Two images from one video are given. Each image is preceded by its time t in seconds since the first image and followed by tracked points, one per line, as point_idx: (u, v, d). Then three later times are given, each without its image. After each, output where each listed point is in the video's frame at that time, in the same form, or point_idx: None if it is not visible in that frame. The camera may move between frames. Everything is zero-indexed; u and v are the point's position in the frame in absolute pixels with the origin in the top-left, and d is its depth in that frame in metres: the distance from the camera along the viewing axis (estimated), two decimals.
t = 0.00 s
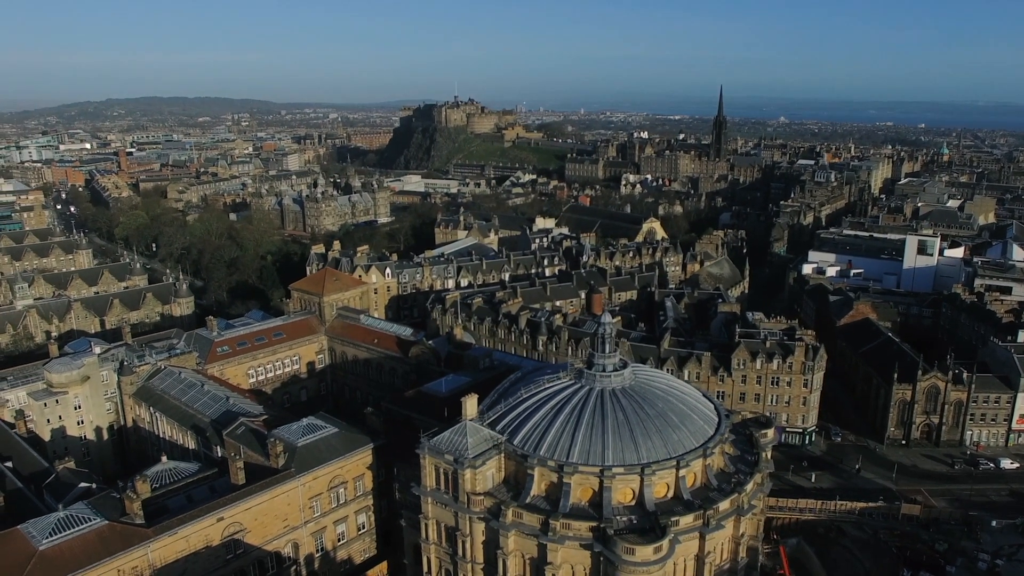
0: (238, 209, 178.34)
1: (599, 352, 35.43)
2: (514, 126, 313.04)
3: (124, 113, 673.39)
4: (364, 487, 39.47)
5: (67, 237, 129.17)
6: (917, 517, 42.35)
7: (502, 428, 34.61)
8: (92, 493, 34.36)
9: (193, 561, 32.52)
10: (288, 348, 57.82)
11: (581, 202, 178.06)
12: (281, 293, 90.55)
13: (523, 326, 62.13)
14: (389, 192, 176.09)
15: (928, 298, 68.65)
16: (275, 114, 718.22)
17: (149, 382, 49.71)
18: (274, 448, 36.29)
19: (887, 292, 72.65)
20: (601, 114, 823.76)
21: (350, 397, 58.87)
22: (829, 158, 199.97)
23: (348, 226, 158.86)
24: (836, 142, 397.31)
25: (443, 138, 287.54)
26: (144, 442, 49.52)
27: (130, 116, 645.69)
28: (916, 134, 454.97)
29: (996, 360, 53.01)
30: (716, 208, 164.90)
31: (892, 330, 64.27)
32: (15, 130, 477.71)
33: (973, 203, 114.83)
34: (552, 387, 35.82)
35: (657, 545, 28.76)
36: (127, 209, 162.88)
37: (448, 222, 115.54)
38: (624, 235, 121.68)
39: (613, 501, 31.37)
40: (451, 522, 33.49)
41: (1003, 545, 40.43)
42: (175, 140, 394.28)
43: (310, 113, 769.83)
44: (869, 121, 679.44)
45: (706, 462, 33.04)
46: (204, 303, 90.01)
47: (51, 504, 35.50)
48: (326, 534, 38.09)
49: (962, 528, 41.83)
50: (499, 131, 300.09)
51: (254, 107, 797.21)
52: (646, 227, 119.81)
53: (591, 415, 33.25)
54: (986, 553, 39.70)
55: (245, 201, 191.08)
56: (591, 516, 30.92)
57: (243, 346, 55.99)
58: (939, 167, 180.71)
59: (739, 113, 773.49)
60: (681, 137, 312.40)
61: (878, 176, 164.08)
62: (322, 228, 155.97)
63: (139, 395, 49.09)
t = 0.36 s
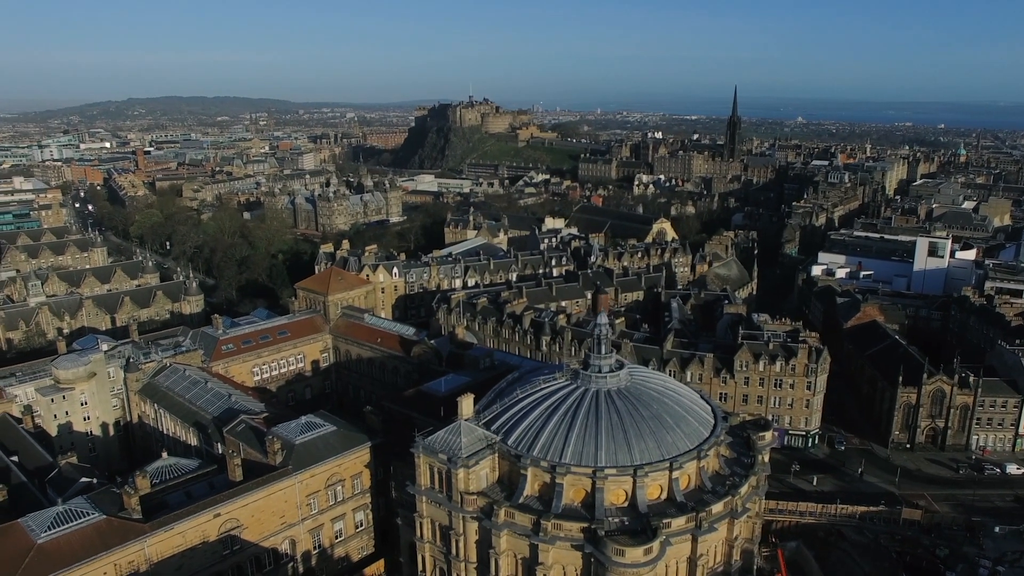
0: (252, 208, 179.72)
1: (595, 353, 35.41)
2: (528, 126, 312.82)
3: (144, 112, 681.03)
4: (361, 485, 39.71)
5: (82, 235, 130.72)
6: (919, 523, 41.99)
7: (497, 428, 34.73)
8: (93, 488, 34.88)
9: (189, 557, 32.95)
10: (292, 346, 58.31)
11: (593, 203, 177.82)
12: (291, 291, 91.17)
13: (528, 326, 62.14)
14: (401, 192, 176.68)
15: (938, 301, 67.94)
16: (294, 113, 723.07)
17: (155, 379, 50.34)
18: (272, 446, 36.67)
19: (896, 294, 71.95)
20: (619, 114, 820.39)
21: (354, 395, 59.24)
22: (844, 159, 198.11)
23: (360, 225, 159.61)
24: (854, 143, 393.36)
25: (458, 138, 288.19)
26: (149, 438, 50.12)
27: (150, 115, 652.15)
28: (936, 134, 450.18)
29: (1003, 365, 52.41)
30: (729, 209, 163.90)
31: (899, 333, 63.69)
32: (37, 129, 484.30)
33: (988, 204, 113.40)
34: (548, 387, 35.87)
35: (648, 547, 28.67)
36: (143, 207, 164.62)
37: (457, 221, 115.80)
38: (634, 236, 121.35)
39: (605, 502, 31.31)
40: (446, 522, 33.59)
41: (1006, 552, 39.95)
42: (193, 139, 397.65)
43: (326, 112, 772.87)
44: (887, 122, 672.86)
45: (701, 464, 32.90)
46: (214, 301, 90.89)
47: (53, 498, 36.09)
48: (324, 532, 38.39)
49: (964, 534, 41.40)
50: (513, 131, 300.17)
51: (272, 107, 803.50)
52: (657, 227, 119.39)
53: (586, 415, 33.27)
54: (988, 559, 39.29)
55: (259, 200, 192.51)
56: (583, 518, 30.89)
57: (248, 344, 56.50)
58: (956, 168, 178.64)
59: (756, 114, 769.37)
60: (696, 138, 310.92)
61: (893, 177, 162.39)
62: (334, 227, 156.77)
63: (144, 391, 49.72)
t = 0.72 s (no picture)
0: (265, 207, 180.93)
1: (591, 353, 35.30)
2: (541, 126, 312.72)
3: (162, 112, 688.28)
4: (359, 483, 39.95)
5: (96, 233, 132.22)
6: (921, 527, 41.64)
7: (492, 428, 34.78)
8: (93, 483, 35.32)
9: (187, 553, 33.30)
10: (296, 345, 58.69)
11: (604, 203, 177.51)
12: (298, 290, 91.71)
13: (531, 326, 62.14)
14: (411, 192, 177.17)
15: (946, 303, 67.25)
16: (309, 113, 727.24)
17: (159, 376, 50.89)
18: (270, 444, 36.93)
19: (904, 296, 71.32)
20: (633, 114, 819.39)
21: (357, 394, 59.52)
22: (857, 159, 196.39)
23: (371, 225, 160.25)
24: (869, 143, 389.88)
25: (470, 138, 288.58)
26: (153, 435, 50.62)
27: (168, 114, 658.16)
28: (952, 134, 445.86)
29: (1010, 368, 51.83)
30: (741, 210, 162.94)
31: (906, 335, 63.12)
32: (58, 129, 490.68)
33: (1002, 206, 112.09)
34: (544, 387, 35.84)
35: (639, 549, 28.55)
36: (156, 206, 166.18)
37: (466, 221, 116.04)
38: (643, 236, 121.05)
39: (598, 503, 31.25)
40: (440, 521, 33.69)
41: (1008, 557, 39.51)
42: (209, 138, 400.91)
43: (341, 112, 777.06)
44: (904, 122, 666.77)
45: (696, 466, 32.73)
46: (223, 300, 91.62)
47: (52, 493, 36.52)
48: (321, 529, 38.64)
49: (967, 539, 40.98)
50: (526, 131, 300.12)
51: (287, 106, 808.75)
52: (666, 228, 119.00)
53: (581, 416, 33.21)
54: (990, 565, 38.86)
55: (271, 199, 193.72)
56: (576, 518, 30.86)
57: (252, 343, 56.93)
58: (972, 169, 176.72)
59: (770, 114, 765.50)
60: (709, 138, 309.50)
61: (906, 178, 160.88)
62: (345, 227, 157.44)
63: (148, 389, 50.25)
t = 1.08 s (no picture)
0: (280, 206, 182.28)
1: (589, 354, 35.22)
2: (556, 126, 312.37)
3: (182, 112, 694.45)
4: (359, 481, 40.21)
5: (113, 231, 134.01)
6: (923, 532, 41.23)
7: (488, 427, 34.82)
8: (95, 478, 35.88)
9: (186, 547, 33.75)
10: (303, 343, 59.21)
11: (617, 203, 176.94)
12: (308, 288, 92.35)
13: (537, 326, 62.12)
14: (425, 191, 177.63)
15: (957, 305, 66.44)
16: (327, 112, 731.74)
17: (166, 373, 51.55)
18: (270, 441, 37.34)
19: (915, 298, 70.61)
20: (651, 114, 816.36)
21: (362, 392, 59.87)
22: (873, 160, 194.34)
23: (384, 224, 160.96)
24: (888, 143, 385.81)
25: (486, 137, 288.93)
26: (159, 431, 51.24)
27: (188, 114, 664.13)
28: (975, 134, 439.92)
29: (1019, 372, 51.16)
30: (755, 210, 161.75)
31: (916, 338, 62.43)
32: (81, 128, 497.82)
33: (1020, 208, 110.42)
34: (542, 388, 35.85)
35: (631, 550, 28.45)
36: (173, 205, 168.09)
37: (477, 221, 116.28)
38: (654, 237, 120.57)
39: (592, 504, 31.20)
40: (436, 520, 33.81)
41: (1013, 564, 38.97)
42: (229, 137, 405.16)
43: (359, 111, 781.64)
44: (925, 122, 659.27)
45: (691, 468, 32.52)
46: (234, 298, 92.42)
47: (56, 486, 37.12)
48: (320, 526, 38.98)
49: (970, 545, 40.47)
50: (541, 131, 300.02)
51: (305, 105, 813.58)
52: (678, 228, 118.42)
53: (577, 417, 33.16)
54: (994, 572, 38.32)
55: (286, 198, 195.09)
56: (569, 518, 30.80)
57: (258, 340, 57.45)
58: (992, 170, 174.29)
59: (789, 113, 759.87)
60: (725, 138, 307.59)
61: (924, 179, 158.94)
62: (358, 226, 158.24)
63: (155, 385, 50.90)
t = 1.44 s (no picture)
0: (296, 204, 183.74)
1: (587, 355, 35.13)
2: (573, 126, 311.89)
3: (203, 111, 701.70)
4: (359, 479, 40.52)
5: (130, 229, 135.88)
6: (927, 538, 40.78)
7: (486, 427, 34.93)
8: (100, 472, 36.57)
9: (186, 542, 34.22)
10: (310, 341, 59.67)
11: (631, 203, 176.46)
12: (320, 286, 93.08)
13: (543, 326, 62.13)
14: (439, 191, 178.34)
15: (970, 308, 65.62)
16: (346, 112, 736.23)
17: (174, 369, 52.27)
18: (271, 438, 37.75)
19: (927, 301, 69.81)
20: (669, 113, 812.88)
21: (369, 391, 60.24)
22: (891, 160, 192.16)
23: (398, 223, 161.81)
24: (908, 143, 381.32)
25: (502, 137, 289.32)
26: (167, 427, 51.98)
27: (209, 114, 671.03)
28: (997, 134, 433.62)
29: None
30: (770, 211, 160.59)
31: (927, 341, 61.72)
32: (103, 127, 504.72)
33: None
34: (540, 388, 35.87)
35: (623, 552, 28.36)
36: (191, 203, 170.11)
37: (489, 221, 116.52)
38: (666, 237, 120.13)
39: (587, 504, 31.17)
40: (432, 519, 33.94)
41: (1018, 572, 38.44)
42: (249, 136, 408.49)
43: (378, 111, 785.58)
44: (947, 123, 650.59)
45: (687, 471, 32.34)
46: (247, 296, 93.37)
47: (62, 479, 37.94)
48: (320, 523, 39.33)
49: (975, 552, 39.98)
50: (557, 131, 299.77)
51: (324, 105, 818.91)
52: (690, 229, 117.84)
53: (573, 418, 33.14)
54: None
55: (302, 197, 196.63)
56: (563, 519, 30.80)
57: (266, 338, 57.98)
58: (1013, 172, 171.75)
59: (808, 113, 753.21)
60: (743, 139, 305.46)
61: (942, 180, 156.81)
62: (372, 225, 158.99)
63: (163, 381, 51.60)
